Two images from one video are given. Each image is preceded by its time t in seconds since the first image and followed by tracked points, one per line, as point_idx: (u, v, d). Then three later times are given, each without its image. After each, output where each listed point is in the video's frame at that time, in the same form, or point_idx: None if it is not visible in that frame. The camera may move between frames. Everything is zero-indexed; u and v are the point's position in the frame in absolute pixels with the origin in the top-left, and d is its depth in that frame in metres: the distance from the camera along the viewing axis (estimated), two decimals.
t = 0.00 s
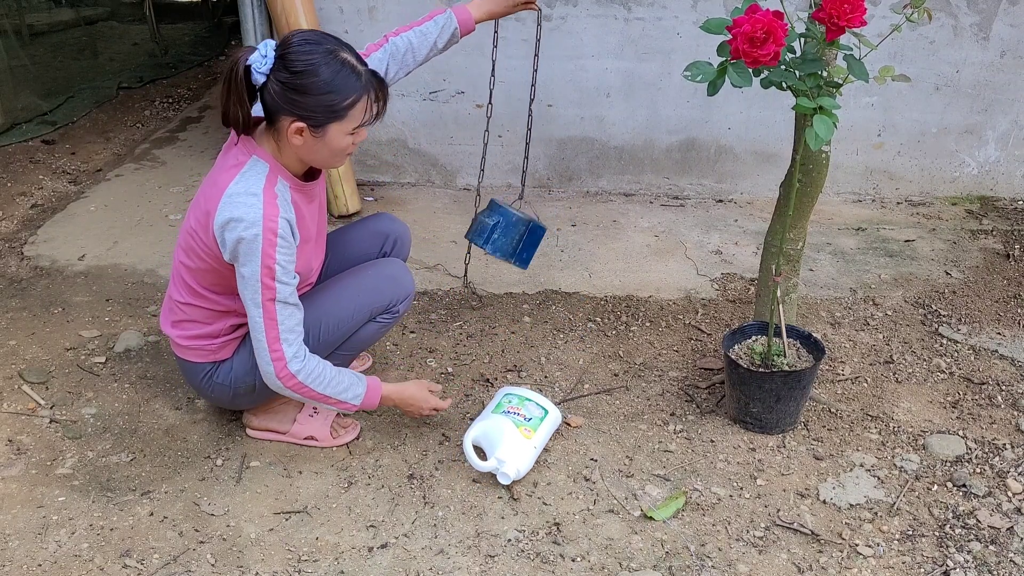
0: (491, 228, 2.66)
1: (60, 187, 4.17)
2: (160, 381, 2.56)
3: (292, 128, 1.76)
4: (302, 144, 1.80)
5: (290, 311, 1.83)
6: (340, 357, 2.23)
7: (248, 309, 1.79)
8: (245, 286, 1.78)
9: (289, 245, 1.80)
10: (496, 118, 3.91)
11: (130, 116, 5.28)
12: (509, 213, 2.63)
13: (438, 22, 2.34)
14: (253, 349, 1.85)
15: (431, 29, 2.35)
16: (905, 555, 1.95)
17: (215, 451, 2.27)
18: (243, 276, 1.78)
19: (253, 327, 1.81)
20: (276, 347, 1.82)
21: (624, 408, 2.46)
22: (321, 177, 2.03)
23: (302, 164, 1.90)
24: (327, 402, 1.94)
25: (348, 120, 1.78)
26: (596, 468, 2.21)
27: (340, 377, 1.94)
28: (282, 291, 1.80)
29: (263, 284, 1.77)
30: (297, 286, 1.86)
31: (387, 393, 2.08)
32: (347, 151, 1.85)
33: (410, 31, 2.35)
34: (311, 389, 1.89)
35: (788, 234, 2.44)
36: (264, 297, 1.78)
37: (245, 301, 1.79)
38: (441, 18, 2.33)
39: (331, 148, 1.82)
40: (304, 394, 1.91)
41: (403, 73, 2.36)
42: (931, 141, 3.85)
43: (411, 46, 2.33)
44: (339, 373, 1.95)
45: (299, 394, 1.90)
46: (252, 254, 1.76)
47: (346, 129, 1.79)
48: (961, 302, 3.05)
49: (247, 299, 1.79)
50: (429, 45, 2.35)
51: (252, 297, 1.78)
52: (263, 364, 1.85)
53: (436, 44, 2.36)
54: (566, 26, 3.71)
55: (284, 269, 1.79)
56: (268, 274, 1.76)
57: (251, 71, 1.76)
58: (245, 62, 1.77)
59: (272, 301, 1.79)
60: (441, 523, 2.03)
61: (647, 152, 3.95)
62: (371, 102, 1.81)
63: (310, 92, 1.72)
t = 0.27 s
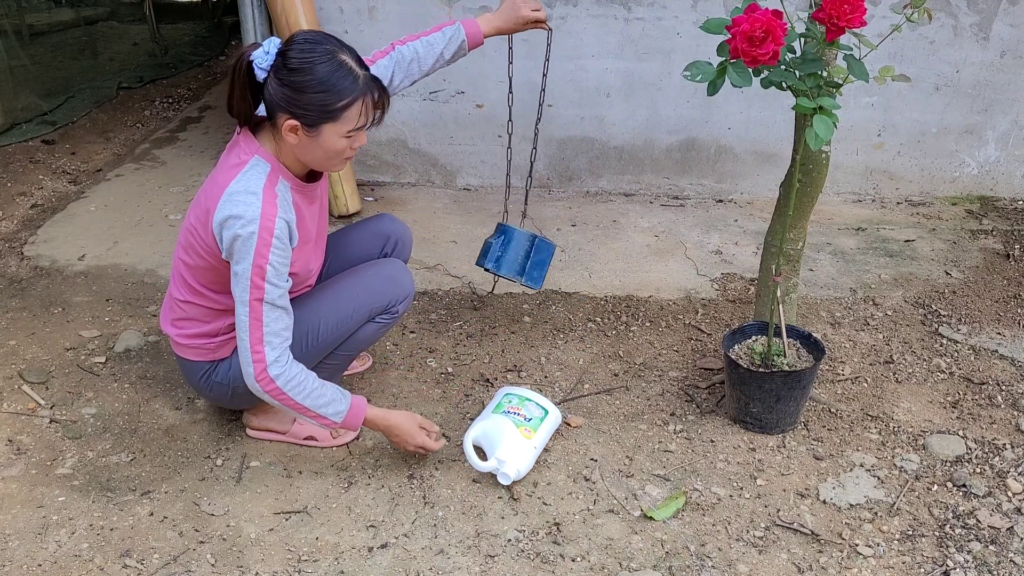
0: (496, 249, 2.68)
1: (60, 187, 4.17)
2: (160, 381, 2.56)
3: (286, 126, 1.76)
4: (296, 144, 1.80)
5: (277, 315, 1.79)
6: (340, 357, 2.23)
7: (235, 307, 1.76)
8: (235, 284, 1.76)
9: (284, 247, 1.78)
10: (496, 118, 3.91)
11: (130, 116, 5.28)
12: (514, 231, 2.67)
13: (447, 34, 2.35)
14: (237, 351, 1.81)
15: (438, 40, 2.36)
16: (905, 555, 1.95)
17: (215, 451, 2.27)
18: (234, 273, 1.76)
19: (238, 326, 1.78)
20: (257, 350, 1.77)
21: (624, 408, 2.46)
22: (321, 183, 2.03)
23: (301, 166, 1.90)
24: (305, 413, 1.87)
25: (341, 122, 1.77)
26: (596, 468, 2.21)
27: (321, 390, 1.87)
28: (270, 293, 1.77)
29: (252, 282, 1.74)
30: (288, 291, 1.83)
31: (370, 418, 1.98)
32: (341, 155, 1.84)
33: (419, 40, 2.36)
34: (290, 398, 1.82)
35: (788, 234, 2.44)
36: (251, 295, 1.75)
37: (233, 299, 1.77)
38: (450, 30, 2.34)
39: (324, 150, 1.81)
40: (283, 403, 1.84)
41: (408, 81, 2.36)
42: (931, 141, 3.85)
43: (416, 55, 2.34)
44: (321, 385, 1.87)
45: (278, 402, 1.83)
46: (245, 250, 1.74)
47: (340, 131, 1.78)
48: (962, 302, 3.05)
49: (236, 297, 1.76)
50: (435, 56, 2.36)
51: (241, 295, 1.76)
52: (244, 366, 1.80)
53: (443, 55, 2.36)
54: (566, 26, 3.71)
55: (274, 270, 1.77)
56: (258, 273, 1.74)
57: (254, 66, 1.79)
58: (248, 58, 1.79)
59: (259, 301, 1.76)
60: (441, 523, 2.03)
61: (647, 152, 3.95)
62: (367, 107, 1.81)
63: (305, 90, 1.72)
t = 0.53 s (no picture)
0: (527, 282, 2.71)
1: (60, 187, 4.17)
2: (160, 381, 2.56)
3: (291, 131, 1.76)
4: (301, 149, 1.81)
5: (302, 318, 1.79)
6: (340, 358, 2.23)
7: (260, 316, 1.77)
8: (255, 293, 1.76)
9: (295, 250, 1.78)
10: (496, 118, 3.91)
11: (130, 116, 5.28)
12: (542, 266, 2.68)
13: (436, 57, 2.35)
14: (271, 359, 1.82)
15: (427, 63, 2.36)
16: (905, 555, 1.95)
17: (215, 451, 2.27)
18: (251, 282, 1.76)
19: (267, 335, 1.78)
20: (290, 355, 1.78)
21: (624, 408, 2.46)
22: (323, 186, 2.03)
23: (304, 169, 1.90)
24: (344, 416, 1.86)
25: (347, 127, 1.77)
26: (596, 468, 2.21)
27: (357, 389, 1.86)
28: (290, 297, 1.77)
29: (270, 290, 1.74)
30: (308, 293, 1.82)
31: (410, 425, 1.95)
32: (346, 160, 1.84)
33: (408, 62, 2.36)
34: (329, 400, 1.82)
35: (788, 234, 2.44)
36: (273, 302, 1.75)
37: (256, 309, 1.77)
38: (438, 55, 2.35)
39: (330, 155, 1.81)
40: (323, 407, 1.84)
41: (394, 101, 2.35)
42: (931, 141, 3.85)
43: (405, 76, 2.34)
44: (356, 384, 1.87)
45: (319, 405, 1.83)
46: (258, 259, 1.74)
47: (345, 136, 1.78)
48: (961, 302, 3.05)
49: (258, 306, 1.77)
50: (423, 78, 2.35)
51: (262, 303, 1.76)
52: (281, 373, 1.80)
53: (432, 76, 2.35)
54: (566, 26, 3.71)
55: (290, 273, 1.76)
56: (275, 279, 1.74)
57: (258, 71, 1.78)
58: (253, 62, 1.79)
59: (281, 307, 1.76)
60: (441, 523, 2.03)
61: (647, 152, 3.95)
62: (373, 110, 1.80)
63: (309, 95, 1.72)
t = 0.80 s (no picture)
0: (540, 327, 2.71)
1: (60, 187, 4.17)
2: (160, 381, 2.56)
3: (300, 139, 1.76)
4: (310, 156, 1.81)
5: (299, 325, 1.81)
6: (340, 359, 2.24)
7: (258, 323, 1.78)
8: (254, 299, 1.77)
9: (297, 257, 1.79)
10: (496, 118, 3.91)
11: (130, 116, 5.28)
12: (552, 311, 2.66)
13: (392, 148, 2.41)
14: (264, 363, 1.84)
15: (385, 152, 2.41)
16: (905, 555, 1.95)
17: (215, 452, 2.27)
18: (252, 288, 1.76)
19: (263, 340, 1.80)
20: (285, 361, 1.80)
21: (624, 409, 2.46)
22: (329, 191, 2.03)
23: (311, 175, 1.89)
24: (336, 421, 1.90)
25: (356, 135, 1.77)
26: (596, 468, 2.21)
27: (350, 394, 1.90)
28: (290, 304, 1.78)
29: (271, 297, 1.76)
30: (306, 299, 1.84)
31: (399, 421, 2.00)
32: (355, 166, 1.84)
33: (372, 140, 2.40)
34: (321, 406, 1.85)
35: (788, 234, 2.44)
36: (272, 309, 1.77)
37: (255, 315, 1.78)
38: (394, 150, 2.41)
39: (339, 162, 1.82)
40: (314, 411, 1.87)
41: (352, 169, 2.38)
42: (931, 141, 3.85)
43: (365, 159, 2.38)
44: (349, 389, 1.90)
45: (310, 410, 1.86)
46: (261, 266, 1.75)
47: (354, 143, 1.79)
48: (961, 302, 3.05)
49: (256, 312, 1.78)
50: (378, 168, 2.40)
51: (262, 310, 1.77)
52: (273, 378, 1.83)
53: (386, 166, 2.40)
54: (566, 26, 3.71)
55: (291, 281, 1.78)
56: (276, 287, 1.75)
57: (265, 80, 1.75)
58: (260, 70, 1.76)
59: (281, 314, 1.77)
60: (441, 523, 2.03)
61: (647, 152, 3.95)
62: (382, 117, 1.80)
63: (319, 103, 1.71)
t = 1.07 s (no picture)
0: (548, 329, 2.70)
1: (60, 187, 4.17)
2: (160, 381, 2.56)
3: (321, 137, 1.76)
4: (329, 155, 1.81)
5: (320, 316, 1.86)
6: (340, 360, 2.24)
7: (280, 320, 1.80)
8: (275, 297, 1.78)
9: (313, 251, 1.81)
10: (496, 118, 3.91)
11: (130, 116, 5.28)
12: (562, 311, 2.66)
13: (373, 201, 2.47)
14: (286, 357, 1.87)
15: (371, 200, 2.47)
16: (905, 555, 1.95)
17: (215, 452, 2.27)
18: (270, 286, 1.78)
19: (286, 336, 1.82)
20: (311, 354, 1.84)
21: (624, 408, 2.46)
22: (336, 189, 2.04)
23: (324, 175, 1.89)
24: (362, 404, 1.97)
25: (377, 130, 1.79)
26: (596, 468, 2.21)
27: (371, 376, 1.96)
28: (311, 297, 1.82)
29: (293, 293, 1.78)
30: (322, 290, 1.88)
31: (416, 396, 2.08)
32: (374, 162, 1.86)
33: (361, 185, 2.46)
34: (349, 392, 1.92)
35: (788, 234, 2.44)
36: (295, 305, 1.79)
37: (276, 313, 1.80)
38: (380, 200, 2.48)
39: (358, 159, 1.83)
40: (340, 398, 1.93)
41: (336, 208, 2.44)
42: (931, 141, 3.85)
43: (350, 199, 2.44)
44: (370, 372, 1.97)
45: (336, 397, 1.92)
46: (280, 265, 1.76)
47: (374, 139, 1.80)
48: (961, 302, 3.05)
49: (277, 311, 1.79)
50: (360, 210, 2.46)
51: (283, 307, 1.79)
52: (298, 371, 1.87)
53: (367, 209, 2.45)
54: (566, 26, 3.71)
55: (310, 275, 1.80)
56: (297, 283, 1.78)
57: (283, 81, 1.74)
58: (276, 72, 1.74)
59: (303, 308, 1.81)
60: (441, 523, 2.03)
61: (647, 152, 3.95)
62: (401, 111, 1.83)
63: (343, 100, 1.72)
